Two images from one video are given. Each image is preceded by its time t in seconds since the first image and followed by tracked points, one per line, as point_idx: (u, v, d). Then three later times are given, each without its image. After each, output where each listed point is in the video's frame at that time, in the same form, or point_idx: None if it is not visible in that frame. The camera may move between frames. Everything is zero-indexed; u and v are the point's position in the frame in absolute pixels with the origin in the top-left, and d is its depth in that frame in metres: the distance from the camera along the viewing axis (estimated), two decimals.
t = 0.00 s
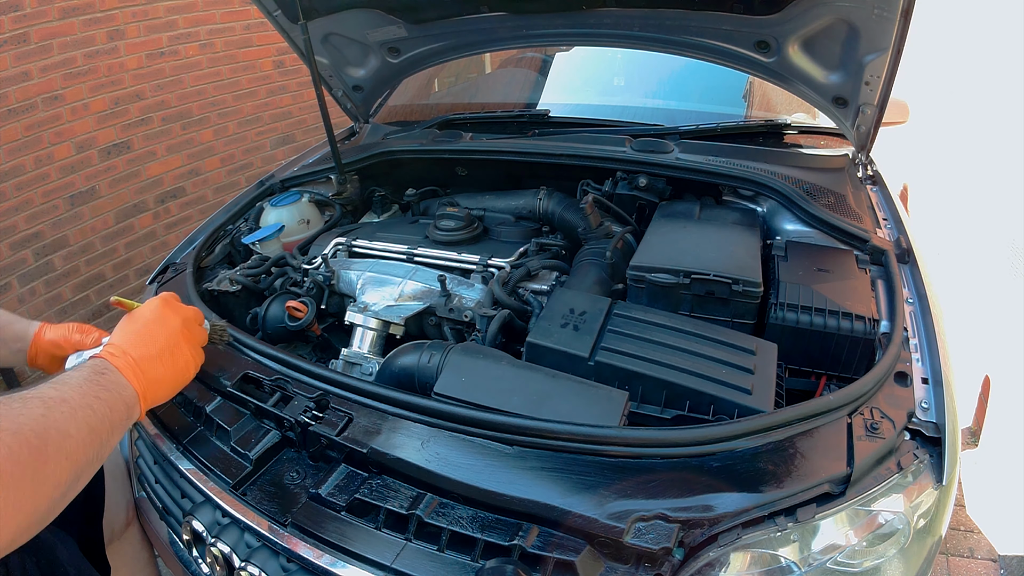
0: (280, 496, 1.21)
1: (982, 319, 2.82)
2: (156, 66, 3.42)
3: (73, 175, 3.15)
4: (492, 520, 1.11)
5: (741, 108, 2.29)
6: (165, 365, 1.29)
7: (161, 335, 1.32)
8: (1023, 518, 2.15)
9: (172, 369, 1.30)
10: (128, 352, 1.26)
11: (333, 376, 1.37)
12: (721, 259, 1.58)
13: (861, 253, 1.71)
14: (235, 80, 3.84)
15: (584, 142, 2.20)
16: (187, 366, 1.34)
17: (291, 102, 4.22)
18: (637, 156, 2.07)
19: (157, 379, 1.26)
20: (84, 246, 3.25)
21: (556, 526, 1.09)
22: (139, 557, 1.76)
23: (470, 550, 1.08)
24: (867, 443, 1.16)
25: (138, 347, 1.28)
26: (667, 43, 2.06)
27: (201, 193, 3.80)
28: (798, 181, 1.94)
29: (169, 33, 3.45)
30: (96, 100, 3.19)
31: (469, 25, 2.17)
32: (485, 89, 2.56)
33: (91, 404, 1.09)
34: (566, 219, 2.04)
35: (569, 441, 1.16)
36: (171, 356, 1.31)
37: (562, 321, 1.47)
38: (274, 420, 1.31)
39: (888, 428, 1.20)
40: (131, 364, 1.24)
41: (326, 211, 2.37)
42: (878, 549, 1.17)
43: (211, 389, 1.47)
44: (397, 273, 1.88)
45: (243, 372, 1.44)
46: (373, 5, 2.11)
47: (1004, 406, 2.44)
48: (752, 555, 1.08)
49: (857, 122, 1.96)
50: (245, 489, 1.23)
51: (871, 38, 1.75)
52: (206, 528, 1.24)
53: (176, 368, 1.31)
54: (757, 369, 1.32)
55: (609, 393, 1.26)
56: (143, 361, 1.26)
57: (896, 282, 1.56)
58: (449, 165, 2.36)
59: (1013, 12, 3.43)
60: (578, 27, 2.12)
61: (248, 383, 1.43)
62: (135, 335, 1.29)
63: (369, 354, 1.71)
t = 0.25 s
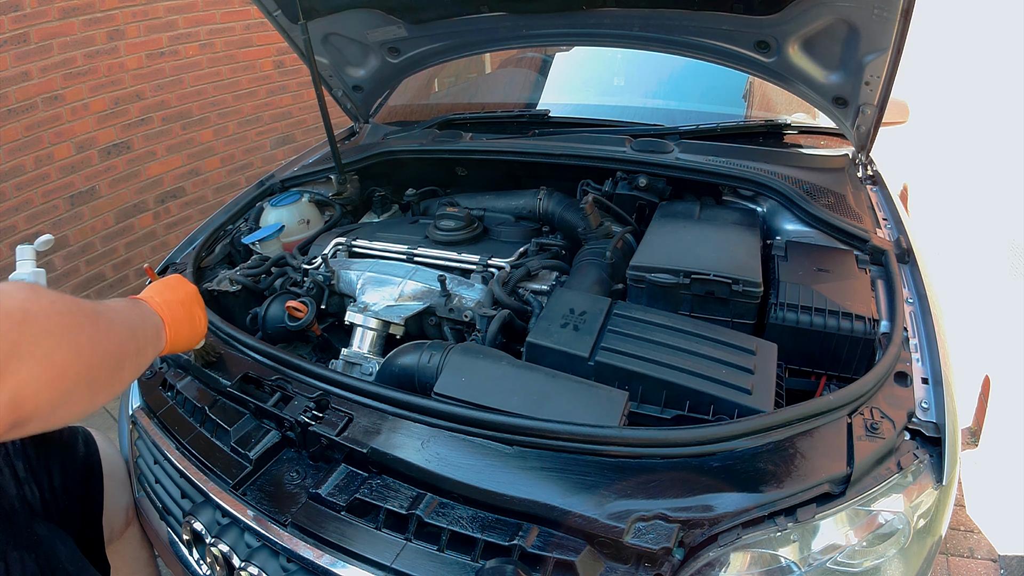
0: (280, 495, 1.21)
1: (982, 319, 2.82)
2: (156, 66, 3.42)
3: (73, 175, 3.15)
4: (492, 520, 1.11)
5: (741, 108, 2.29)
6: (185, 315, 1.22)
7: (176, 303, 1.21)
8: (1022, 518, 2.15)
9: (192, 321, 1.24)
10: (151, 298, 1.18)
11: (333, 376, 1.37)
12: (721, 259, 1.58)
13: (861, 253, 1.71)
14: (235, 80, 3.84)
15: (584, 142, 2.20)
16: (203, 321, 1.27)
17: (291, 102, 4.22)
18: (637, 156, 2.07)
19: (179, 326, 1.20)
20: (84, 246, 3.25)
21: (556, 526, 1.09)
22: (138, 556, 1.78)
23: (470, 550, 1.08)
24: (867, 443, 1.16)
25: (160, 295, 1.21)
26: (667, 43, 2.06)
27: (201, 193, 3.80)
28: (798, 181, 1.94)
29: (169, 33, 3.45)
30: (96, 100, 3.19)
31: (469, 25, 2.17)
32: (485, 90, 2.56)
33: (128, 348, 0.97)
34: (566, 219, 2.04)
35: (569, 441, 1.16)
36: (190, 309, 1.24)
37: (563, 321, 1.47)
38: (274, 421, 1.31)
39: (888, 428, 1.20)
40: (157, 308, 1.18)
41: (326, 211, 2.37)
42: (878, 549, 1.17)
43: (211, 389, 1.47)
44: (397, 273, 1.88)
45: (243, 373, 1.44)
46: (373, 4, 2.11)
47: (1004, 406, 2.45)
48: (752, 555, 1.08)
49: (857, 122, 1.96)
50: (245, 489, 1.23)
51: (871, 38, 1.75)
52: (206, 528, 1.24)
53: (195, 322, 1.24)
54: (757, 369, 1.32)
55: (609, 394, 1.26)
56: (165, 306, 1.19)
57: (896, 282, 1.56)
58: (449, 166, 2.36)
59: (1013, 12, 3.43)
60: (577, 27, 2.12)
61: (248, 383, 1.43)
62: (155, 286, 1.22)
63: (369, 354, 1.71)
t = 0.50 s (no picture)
0: (280, 496, 1.21)
1: (982, 319, 2.82)
2: (156, 66, 3.42)
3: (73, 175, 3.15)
4: (492, 520, 1.11)
5: (741, 108, 2.29)
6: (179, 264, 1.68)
7: (163, 242, 1.63)
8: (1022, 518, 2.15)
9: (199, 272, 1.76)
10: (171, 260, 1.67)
11: (334, 376, 1.37)
12: (721, 259, 1.58)
13: (861, 253, 1.71)
14: (235, 80, 3.84)
15: (584, 142, 2.20)
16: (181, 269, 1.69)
17: (290, 102, 4.22)
18: (637, 156, 2.07)
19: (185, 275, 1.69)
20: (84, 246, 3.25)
21: (556, 526, 1.09)
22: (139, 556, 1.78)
23: (470, 550, 1.08)
24: (867, 443, 1.16)
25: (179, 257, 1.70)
26: (667, 43, 2.06)
27: (201, 193, 3.80)
28: (798, 181, 1.94)
29: (169, 33, 3.45)
30: (96, 100, 3.19)
31: (469, 25, 2.17)
32: (485, 90, 2.56)
33: (143, 244, 1.46)
34: (566, 219, 2.04)
35: (569, 441, 1.16)
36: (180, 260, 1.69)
37: (563, 321, 1.46)
38: (274, 420, 1.31)
39: (888, 428, 1.20)
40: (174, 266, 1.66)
41: (326, 211, 2.37)
42: (878, 549, 1.17)
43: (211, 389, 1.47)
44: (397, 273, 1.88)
45: (243, 373, 1.44)
46: (373, 4, 2.11)
47: (1004, 406, 2.45)
48: (752, 555, 1.08)
49: (857, 122, 1.96)
50: (245, 489, 1.23)
51: (871, 38, 1.75)
52: (206, 528, 1.24)
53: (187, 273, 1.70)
54: (757, 369, 1.32)
55: (609, 394, 1.26)
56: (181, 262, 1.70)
57: (896, 282, 1.56)
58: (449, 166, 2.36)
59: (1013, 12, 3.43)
60: (577, 27, 2.12)
61: (248, 383, 1.43)
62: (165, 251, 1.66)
63: (369, 354, 1.71)
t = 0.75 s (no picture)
0: (280, 496, 1.21)
1: (982, 319, 2.83)
2: (156, 66, 3.42)
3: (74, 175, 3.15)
4: (492, 520, 1.11)
5: (741, 108, 2.29)
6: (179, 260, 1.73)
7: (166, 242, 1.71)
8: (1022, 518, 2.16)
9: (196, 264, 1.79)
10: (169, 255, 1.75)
11: (333, 376, 1.37)
12: (721, 259, 1.58)
13: (861, 253, 1.71)
14: (235, 80, 3.84)
15: (584, 142, 2.20)
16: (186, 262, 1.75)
17: (290, 102, 4.22)
18: (637, 156, 2.07)
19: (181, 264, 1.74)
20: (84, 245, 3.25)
21: (556, 526, 1.09)
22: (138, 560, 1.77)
23: (470, 550, 1.08)
24: (866, 443, 1.16)
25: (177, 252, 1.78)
26: (667, 43, 2.06)
27: (201, 193, 3.80)
28: (798, 181, 1.94)
29: (169, 33, 3.45)
30: (96, 100, 3.19)
31: (469, 25, 2.17)
32: (485, 90, 2.56)
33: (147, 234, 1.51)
34: (566, 219, 2.04)
35: (569, 441, 1.16)
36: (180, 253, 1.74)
37: (563, 321, 1.47)
38: (274, 421, 1.31)
39: (888, 428, 1.20)
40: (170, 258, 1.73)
41: (326, 211, 2.37)
42: (878, 549, 1.17)
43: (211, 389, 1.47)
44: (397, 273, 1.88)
45: (243, 373, 1.44)
46: (373, 4, 2.11)
47: (1004, 406, 2.45)
48: (752, 555, 1.08)
49: (857, 122, 1.96)
50: (245, 490, 1.23)
51: (870, 38, 1.75)
52: (206, 528, 1.24)
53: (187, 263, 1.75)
54: (757, 369, 1.33)
55: (609, 394, 1.26)
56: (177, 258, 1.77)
57: (896, 282, 1.56)
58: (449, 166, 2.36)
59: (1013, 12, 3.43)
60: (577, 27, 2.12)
61: (248, 384, 1.43)
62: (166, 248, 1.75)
63: (369, 354, 1.71)
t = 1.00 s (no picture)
0: (280, 496, 1.21)
1: (982, 319, 2.83)
2: (156, 66, 3.42)
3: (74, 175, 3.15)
4: (492, 520, 1.11)
5: (741, 108, 2.29)
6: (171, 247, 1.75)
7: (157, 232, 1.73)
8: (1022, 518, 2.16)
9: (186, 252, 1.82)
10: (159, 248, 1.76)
11: (333, 375, 1.37)
12: (721, 259, 1.58)
13: (861, 253, 1.71)
14: (235, 80, 3.84)
15: (584, 142, 2.20)
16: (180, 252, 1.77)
17: (290, 102, 4.22)
18: (637, 156, 2.07)
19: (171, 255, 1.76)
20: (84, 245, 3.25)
21: (556, 526, 1.09)
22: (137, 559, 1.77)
23: (470, 550, 1.08)
24: (867, 443, 1.16)
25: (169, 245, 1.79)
26: (667, 43, 2.06)
27: (201, 193, 3.80)
28: (798, 181, 1.94)
29: (169, 33, 3.45)
30: (96, 100, 3.19)
31: (469, 25, 2.17)
32: (485, 89, 2.56)
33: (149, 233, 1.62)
34: (566, 219, 2.04)
35: (569, 441, 1.16)
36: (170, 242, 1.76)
37: (563, 321, 1.47)
38: (274, 421, 1.31)
39: (888, 428, 1.20)
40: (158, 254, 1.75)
41: (326, 211, 2.37)
42: (878, 549, 1.17)
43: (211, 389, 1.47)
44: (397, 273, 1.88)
45: (243, 372, 1.44)
46: (373, 4, 2.11)
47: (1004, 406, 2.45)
48: (752, 555, 1.08)
49: (857, 122, 1.96)
50: (245, 489, 1.23)
51: (870, 38, 1.75)
52: (206, 528, 1.24)
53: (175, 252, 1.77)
54: (757, 369, 1.33)
55: (609, 393, 1.26)
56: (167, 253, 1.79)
57: (896, 282, 1.56)
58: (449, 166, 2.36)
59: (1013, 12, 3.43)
60: (577, 27, 2.12)
61: (248, 383, 1.43)
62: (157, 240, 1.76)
63: (369, 354, 1.71)
